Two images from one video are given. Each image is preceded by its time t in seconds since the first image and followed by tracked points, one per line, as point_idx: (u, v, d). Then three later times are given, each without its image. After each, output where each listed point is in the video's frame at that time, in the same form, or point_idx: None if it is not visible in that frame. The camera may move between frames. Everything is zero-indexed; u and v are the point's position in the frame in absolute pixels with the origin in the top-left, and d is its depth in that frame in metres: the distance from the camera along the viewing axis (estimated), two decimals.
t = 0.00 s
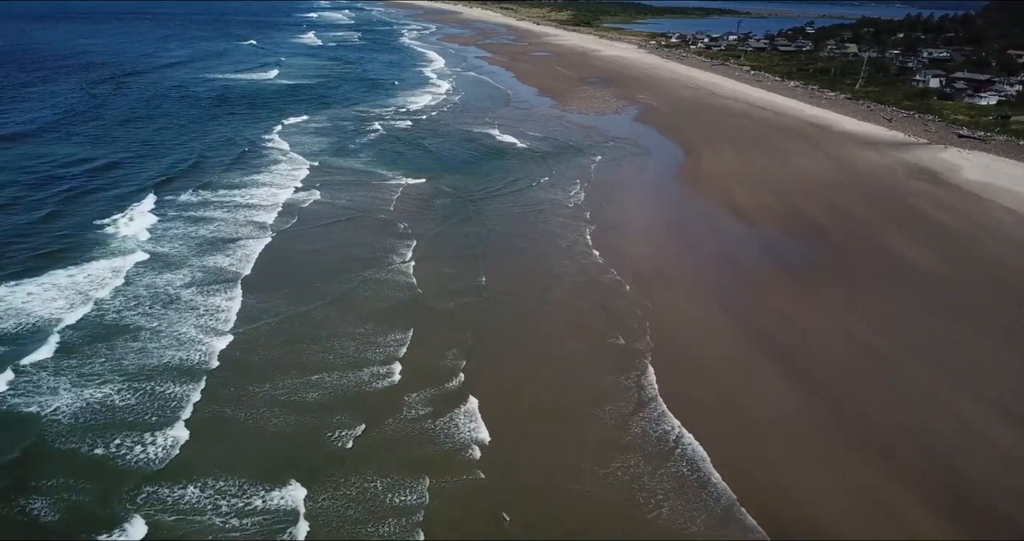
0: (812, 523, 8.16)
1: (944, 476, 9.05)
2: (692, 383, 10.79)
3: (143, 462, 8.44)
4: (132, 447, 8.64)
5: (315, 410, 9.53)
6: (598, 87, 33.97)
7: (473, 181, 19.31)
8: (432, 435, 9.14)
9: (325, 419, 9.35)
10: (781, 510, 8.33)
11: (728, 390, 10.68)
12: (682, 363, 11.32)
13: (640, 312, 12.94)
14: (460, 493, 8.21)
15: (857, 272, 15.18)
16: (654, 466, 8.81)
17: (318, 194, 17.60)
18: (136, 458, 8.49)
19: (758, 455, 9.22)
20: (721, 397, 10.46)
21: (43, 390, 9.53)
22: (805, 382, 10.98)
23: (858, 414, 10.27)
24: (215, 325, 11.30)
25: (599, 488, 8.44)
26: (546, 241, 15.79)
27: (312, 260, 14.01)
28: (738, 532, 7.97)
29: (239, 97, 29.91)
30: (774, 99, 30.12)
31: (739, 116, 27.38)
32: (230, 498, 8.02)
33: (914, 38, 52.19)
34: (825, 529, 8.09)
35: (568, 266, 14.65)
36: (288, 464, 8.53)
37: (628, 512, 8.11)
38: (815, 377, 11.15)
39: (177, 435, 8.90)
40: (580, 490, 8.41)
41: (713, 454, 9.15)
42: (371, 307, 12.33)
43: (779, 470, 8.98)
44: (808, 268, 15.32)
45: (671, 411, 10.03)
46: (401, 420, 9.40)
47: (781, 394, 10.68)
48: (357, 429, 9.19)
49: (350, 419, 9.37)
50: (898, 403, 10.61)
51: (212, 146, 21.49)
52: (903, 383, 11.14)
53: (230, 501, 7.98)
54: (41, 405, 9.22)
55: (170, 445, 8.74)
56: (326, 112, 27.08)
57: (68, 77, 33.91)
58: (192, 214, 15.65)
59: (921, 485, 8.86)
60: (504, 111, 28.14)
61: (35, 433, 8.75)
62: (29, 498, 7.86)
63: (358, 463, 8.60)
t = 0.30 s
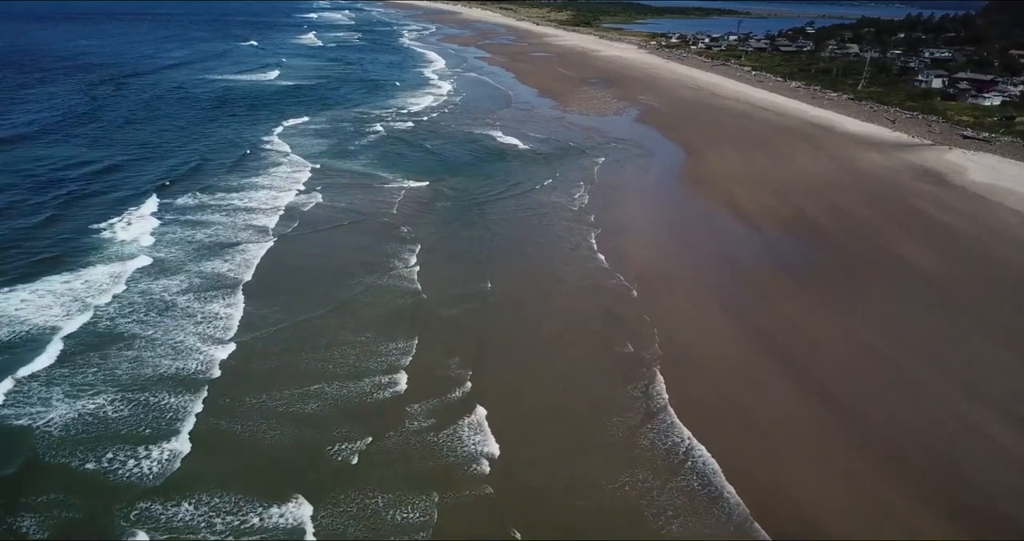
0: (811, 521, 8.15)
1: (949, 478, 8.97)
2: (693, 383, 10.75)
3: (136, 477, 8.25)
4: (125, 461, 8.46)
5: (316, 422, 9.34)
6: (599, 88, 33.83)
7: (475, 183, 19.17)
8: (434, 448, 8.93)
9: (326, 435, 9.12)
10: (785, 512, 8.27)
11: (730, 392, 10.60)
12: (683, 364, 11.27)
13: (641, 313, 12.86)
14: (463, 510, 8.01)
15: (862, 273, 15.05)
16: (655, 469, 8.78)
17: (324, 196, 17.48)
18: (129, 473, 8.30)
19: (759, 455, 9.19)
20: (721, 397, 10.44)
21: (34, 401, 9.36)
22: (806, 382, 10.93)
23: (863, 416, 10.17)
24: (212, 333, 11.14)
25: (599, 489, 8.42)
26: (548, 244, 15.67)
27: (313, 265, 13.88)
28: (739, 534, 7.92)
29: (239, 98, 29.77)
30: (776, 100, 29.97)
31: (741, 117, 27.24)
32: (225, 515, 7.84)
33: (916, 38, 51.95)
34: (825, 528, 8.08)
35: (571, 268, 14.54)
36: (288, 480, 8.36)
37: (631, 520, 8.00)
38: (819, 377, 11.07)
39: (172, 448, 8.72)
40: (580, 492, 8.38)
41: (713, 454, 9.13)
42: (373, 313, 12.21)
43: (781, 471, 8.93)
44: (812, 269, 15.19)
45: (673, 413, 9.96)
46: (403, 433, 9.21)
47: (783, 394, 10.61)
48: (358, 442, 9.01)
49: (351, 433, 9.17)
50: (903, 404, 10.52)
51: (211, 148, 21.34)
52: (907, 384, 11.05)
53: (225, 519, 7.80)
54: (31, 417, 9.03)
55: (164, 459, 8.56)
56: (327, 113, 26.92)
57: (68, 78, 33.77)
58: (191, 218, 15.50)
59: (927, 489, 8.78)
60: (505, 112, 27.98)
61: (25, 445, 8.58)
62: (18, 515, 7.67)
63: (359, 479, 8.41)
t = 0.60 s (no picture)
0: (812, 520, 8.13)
1: (955, 481, 8.87)
2: (694, 384, 10.70)
3: (127, 493, 8.09)
4: (117, 476, 8.30)
5: (315, 435, 9.19)
6: (600, 88, 33.69)
7: (476, 186, 19.02)
8: (437, 463, 8.72)
9: (326, 449, 8.93)
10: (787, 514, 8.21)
11: (732, 394, 10.52)
12: (684, 365, 11.22)
13: (643, 314, 12.77)
14: (464, 525, 7.82)
15: (865, 274, 14.94)
16: (655, 473, 8.73)
17: (325, 199, 17.36)
18: (119, 488, 8.14)
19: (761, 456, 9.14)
20: (721, 398, 10.39)
21: (24, 411, 9.21)
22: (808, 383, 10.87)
23: (867, 418, 10.06)
24: (209, 342, 10.99)
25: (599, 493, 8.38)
26: (549, 246, 15.56)
27: (314, 270, 13.74)
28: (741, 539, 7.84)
29: (239, 99, 29.64)
30: (778, 101, 29.83)
31: (743, 118, 27.10)
32: (219, 534, 7.64)
33: (918, 38, 51.74)
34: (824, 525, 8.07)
35: (572, 271, 14.44)
36: (286, 497, 8.15)
37: (632, 529, 7.91)
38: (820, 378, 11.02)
39: (166, 462, 8.56)
40: (579, 495, 8.35)
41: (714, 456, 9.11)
42: (373, 318, 12.10)
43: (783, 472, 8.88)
44: (815, 269, 15.07)
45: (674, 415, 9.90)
46: (404, 446, 9.00)
47: (785, 396, 10.54)
48: (358, 457, 8.80)
49: (351, 446, 8.98)
50: (908, 405, 10.42)
51: (210, 151, 21.19)
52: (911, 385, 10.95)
53: (218, 537, 7.60)
54: (21, 429, 8.88)
55: (156, 474, 8.39)
56: (327, 115, 26.77)
57: (67, 80, 33.65)
58: (189, 222, 15.34)
59: (932, 491, 8.70)
60: (506, 113, 27.84)
61: (14, 459, 8.44)
62: (4, 532, 7.51)
63: (359, 496, 8.20)
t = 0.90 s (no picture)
0: (810, 516, 8.23)
1: (955, 482, 8.91)
2: (694, 385, 10.73)
3: (116, 509, 7.92)
4: (106, 493, 8.12)
5: (318, 439, 9.19)
6: (601, 89, 33.54)
7: (478, 189, 18.85)
8: (439, 479, 8.52)
9: (329, 458, 8.84)
10: (787, 509, 8.31)
11: (732, 392, 10.59)
12: (684, 365, 11.25)
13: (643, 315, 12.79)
14: None
15: (868, 275, 14.89)
16: (655, 472, 8.79)
17: (326, 201, 17.26)
18: (108, 505, 7.97)
19: (760, 454, 9.23)
20: (722, 398, 10.44)
21: (13, 423, 9.05)
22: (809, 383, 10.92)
23: (868, 418, 10.09)
24: (203, 350, 10.82)
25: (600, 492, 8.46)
26: (550, 248, 15.48)
27: (316, 276, 13.58)
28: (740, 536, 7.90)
29: (239, 100, 29.48)
30: (779, 101, 29.66)
31: (745, 118, 26.94)
32: None
33: (919, 38, 51.55)
34: (821, 520, 8.18)
35: (574, 273, 14.39)
36: (284, 515, 7.97)
37: (631, 526, 7.99)
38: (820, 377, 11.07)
39: (158, 477, 8.38)
40: (580, 497, 8.38)
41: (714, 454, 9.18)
42: (374, 322, 12.02)
43: (784, 470, 8.95)
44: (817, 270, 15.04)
45: (674, 415, 9.95)
46: (405, 461, 8.81)
47: (786, 396, 10.57)
48: (358, 473, 8.61)
49: (355, 458, 8.86)
50: (909, 405, 10.45)
51: (209, 153, 21.04)
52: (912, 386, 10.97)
53: None
54: (10, 442, 8.72)
55: (146, 490, 8.20)
56: (326, 116, 26.61)
57: (66, 81, 33.46)
58: (187, 226, 15.16)
59: (932, 490, 8.75)
60: (506, 114, 27.66)
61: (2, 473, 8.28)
62: None
63: (359, 513, 8.01)
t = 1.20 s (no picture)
0: (811, 517, 8.28)
1: (956, 484, 8.96)
2: (694, 386, 10.81)
3: (103, 530, 7.69)
4: (94, 512, 7.90)
5: (319, 441, 9.16)
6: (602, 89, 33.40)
7: (481, 190, 18.73)
8: (443, 498, 8.27)
9: (330, 464, 8.76)
10: (787, 509, 8.38)
11: (732, 395, 10.65)
12: (685, 368, 11.31)
13: (645, 318, 12.82)
14: None
15: (870, 277, 14.88)
16: (656, 474, 8.81)
17: (327, 203, 17.15)
18: (96, 525, 7.75)
19: (761, 455, 9.28)
20: (723, 400, 10.50)
21: None
22: (809, 385, 10.99)
23: (868, 421, 10.15)
24: (198, 359, 10.62)
25: (602, 493, 8.50)
26: (552, 250, 15.43)
27: (317, 280, 13.48)
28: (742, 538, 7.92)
29: (238, 101, 29.33)
30: (781, 101, 29.50)
31: (747, 118, 26.79)
32: None
33: (922, 38, 51.26)
34: (821, 520, 8.24)
35: (575, 276, 14.36)
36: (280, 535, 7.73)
37: (633, 528, 8.01)
38: (819, 379, 11.15)
39: (149, 495, 8.13)
40: (583, 498, 8.41)
41: (716, 455, 9.24)
42: (376, 326, 11.97)
43: (785, 471, 9.01)
44: (818, 272, 15.05)
45: (675, 416, 10.01)
46: (406, 478, 8.56)
47: (786, 399, 10.63)
48: (357, 490, 8.36)
49: (356, 464, 8.77)
50: (909, 407, 10.51)
51: (209, 155, 20.87)
52: (913, 389, 11.03)
53: None
54: None
55: (136, 508, 7.97)
56: (326, 117, 26.44)
57: (64, 81, 33.29)
58: (184, 230, 14.95)
59: (932, 492, 8.81)
60: (507, 115, 27.49)
61: None
62: None
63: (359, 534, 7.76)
